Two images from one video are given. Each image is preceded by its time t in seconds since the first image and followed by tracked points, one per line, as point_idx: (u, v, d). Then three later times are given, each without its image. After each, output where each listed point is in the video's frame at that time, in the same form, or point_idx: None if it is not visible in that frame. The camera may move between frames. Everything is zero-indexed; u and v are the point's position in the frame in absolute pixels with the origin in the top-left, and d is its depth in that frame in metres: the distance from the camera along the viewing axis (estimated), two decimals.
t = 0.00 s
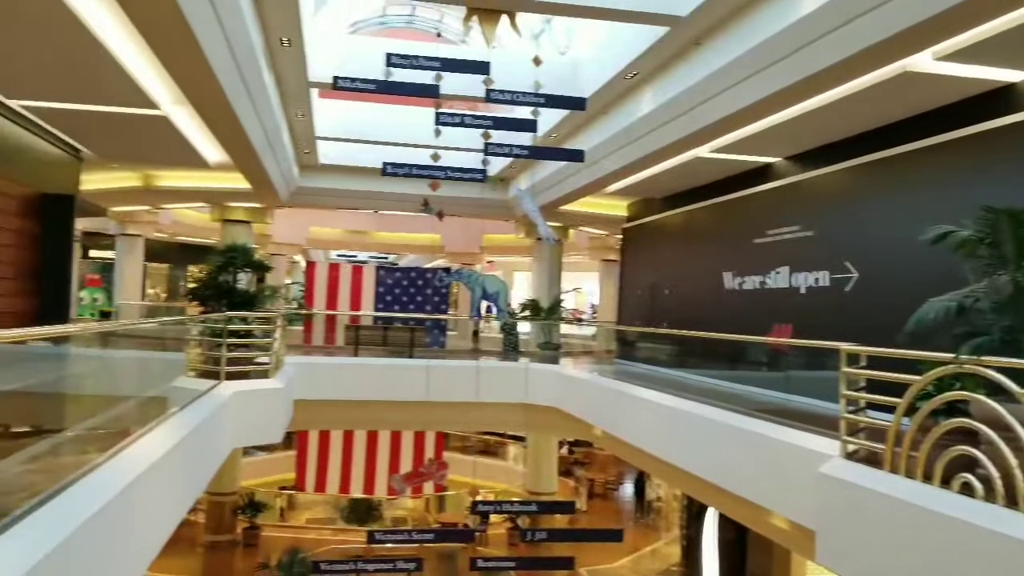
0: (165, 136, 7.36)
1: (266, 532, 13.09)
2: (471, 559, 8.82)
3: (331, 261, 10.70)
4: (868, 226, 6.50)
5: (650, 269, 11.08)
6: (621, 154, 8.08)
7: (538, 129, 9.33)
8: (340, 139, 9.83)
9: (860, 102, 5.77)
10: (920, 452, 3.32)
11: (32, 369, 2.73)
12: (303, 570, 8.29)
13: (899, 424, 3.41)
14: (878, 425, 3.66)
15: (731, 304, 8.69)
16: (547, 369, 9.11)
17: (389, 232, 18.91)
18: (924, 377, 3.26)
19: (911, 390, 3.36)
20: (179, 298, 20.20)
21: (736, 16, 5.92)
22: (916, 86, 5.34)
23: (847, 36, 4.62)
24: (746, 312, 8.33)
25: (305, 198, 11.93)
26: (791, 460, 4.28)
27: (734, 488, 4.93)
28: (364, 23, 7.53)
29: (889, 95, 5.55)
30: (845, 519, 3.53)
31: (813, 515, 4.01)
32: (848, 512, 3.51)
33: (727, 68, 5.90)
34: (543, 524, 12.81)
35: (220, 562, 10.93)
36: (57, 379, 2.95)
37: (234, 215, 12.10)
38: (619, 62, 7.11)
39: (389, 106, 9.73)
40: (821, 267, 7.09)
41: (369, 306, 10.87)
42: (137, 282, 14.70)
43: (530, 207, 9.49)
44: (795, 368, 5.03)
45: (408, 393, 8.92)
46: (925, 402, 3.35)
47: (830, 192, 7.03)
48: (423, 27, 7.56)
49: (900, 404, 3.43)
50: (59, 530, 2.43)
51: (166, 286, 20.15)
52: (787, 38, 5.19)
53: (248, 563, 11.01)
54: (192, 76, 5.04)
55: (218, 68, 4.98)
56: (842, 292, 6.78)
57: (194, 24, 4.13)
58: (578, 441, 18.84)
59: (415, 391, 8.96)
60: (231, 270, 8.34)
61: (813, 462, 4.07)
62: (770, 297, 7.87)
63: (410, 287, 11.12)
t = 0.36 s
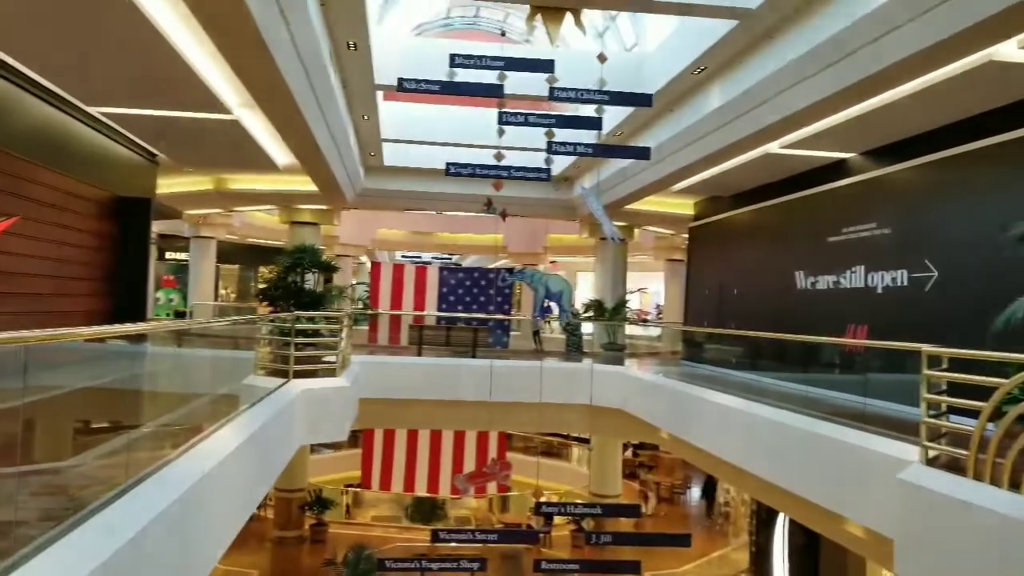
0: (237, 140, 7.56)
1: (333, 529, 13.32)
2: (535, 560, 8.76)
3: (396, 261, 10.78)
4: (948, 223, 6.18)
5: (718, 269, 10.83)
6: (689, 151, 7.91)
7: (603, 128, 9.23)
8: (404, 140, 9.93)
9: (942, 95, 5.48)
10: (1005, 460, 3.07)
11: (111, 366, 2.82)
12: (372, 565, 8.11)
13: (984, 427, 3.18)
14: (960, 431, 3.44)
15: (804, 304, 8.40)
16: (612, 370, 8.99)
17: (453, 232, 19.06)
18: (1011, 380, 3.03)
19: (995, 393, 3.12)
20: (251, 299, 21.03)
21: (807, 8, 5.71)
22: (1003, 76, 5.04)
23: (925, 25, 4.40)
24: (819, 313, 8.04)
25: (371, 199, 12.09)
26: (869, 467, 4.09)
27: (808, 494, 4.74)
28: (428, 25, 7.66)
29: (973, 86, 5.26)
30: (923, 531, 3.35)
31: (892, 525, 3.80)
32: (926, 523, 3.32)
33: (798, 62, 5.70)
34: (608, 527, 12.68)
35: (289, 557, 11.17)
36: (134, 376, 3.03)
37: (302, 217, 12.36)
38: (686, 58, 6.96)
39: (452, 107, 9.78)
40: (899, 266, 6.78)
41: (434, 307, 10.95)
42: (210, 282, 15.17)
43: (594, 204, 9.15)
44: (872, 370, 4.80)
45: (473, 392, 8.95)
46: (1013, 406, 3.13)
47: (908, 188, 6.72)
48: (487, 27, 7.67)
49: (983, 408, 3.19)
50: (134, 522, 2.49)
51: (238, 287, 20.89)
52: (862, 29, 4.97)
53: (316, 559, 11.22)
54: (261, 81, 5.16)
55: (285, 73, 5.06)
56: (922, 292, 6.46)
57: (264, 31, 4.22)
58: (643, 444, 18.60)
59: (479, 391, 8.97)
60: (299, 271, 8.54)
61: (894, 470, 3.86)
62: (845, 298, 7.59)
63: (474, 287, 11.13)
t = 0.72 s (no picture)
0: (269, 141, 7.65)
1: (364, 527, 13.42)
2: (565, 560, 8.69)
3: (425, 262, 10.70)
4: (986, 220, 6.01)
5: (750, 267, 10.70)
6: (721, 149, 7.82)
7: (635, 126, 9.16)
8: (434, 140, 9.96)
9: (980, 91, 5.34)
10: None
11: (145, 366, 2.86)
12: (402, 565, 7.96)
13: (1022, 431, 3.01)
14: (998, 432, 3.31)
15: (838, 303, 8.25)
16: (643, 370, 8.94)
17: (483, 232, 19.09)
18: None
19: None
20: (282, 299, 21.27)
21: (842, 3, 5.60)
22: None
23: (963, 20, 4.28)
24: (854, 312, 7.89)
25: (401, 199, 12.15)
26: (903, 469, 4.00)
27: (841, 496, 4.65)
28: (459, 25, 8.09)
29: (1012, 82, 5.11)
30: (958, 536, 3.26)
31: (926, 528, 3.71)
32: (960, 527, 3.23)
33: (831, 60, 5.60)
34: (638, 527, 12.60)
35: (320, 555, 11.27)
36: (168, 376, 3.07)
37: (333, 218, 12.47)
38: (718, 54, 6.87)
39: (482, 106, 9.78)
40: (935, 265, 6.62)
41: (463, 307, 10.97)
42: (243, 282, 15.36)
43: (625, 202, 9.02)
44: (906, 371, 4.70)
45: (503, 392, 8.94)
46: None
47: (945, 186, 6.55)
48: (519, 25, 8.09)
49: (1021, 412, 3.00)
50: (163, 521, 2.51)
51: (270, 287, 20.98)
52: (896, 25, 4.85)
53: (347, 556, 11.31)
54: (291, 82, 5.20)
55: (316, 73, 5.10)
56: (958, 291, 6.30)
57: (293, 33, 4.25)
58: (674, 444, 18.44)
59: (509, 391, 8.96)
60: (331, 271, 8.67)
61: (927, 471, 3.78)
62: (880, 297, 7.44)
63: (504, 288, 11.22)
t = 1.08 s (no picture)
0: (283, 137, 7.68)
1: (378, 521, 13.47)
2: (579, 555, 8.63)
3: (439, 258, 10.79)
4: (1003, 215, 5.94)
5: (764, 263, 10.63)
6: (736, 144, 7.76)
7: (650, 120, 9.13)
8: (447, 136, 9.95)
9: (999, 85, 5.26)
10: None
11: (161, 362, 2.88)
12: (417, 559, 8.00)
13: None
14: (1013, 428, 3.27)
15: (853, 299, 8.18)
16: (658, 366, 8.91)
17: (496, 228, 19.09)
18: None
19: None
20: (296, 295, 21.35)
21: None
22: None
23: (981, 13, 4.22)
24: (869, 308, 7.83)
25: (415, 195, 12.15)
26: (918, 466, 3.96)
27: (854, 492, 4.61)
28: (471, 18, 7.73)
29: None
30: (968, 533, 3.24)
31: (940, 523, 3.67)
32: (973, 524, 3.20)
33: (847, 54, 5.54)
34: (652, 522, 12.59)
35: (334, 550, 11.32)
36: (183, 371, 3.10)
37: (347, 213, 12.50)
38: (733, 48, 6.82)
39: (496, 102, 9.76)
40: (951, 260, 6.55)
41: (477, 302, 10.98)
42: (256, 278, 15.44)
43: (639, 197, 8.97)
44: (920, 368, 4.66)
45: (517, 387, 8.95)
46: None
47: (961, 181, 6.47)
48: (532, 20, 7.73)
49: None
50: (175, 515, 2.53)
51: (284, 283, 21.08)
52: (913, 19, 4.79)
53: (361, 551, 11.37)
54: (304, 78, 5.22)
55: (330, 69, 5.12)
56: (974, 286, 6.22)
57: (307, 29, 4.28)
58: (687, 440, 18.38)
59: (522, 386, 8.96)
60: (344, 267, 8.69)
61: (942, 466, 3.74)
62: (895, 292, 7.37)
63: (517, 284, 11.13)
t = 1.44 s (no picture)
0: (287, 122, 7.68)
1: (384, 507, 13.55)
2: (583, 541, 8.65)
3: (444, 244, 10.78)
4: (1009, 202, 5.90)
5: (769, 249, 10.61)
6: (742, 131, 7.73)
7: (656, 106, 9.09)
8: (452, 122, 9.92)
9: (1007, 71, 5.22)
10: None
11: (167, 349, 2.90)
12: (423, 544, 7.99)
13: None
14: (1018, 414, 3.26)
15: (858, 286, 8.16)
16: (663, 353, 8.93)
17: (501, 214, 19.05)
18: None
19: None
20: (301, 281, 21.38)
21: None
22: None
23: None
24: (874, 295, 7.81)
25: (419, 181, 12.14)
26: (922, 452, 3.96)
27: (858, 479, 4.61)
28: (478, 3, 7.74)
29: None
30: (970, 521, 3.25)
31: (943, 511, 3.68)
32: (976, 512, 3.21)
33: (854, 40, 5.51)
34: (656, 508, 12.65)
35: (340, 535, 11.39)
36: (189, 358, 3.12)
37: (351, 200, 12.49)
38: (739, 33, 6.78)
39: (501, 87, 9.71)
40: (956, 247, 6.51)
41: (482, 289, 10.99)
42: (261, 265, 15.45)
43: (644, 183, 8.93)
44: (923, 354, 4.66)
45: (522, 374, 8.96)
46: None
47: (967, 168, 6.43)
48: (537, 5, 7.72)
49: None
50: (183, 501, 2.56)
51: (288, 270, 21.12)
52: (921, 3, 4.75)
53: (366, 536, 11.43)
54: (308, 64, 5.20)
55: (334, 55, 5.11)
56: (979, 273, 6.20)
57: (311, 15, 4.26)
58: (691, 426, 18.42)
59: (527, 373, 8.97)
60: (349, 254, 8.64)
61: (946, 453, 3.74)
62: (900, 279, 7.34)
63: (521, 270, 11.23)
